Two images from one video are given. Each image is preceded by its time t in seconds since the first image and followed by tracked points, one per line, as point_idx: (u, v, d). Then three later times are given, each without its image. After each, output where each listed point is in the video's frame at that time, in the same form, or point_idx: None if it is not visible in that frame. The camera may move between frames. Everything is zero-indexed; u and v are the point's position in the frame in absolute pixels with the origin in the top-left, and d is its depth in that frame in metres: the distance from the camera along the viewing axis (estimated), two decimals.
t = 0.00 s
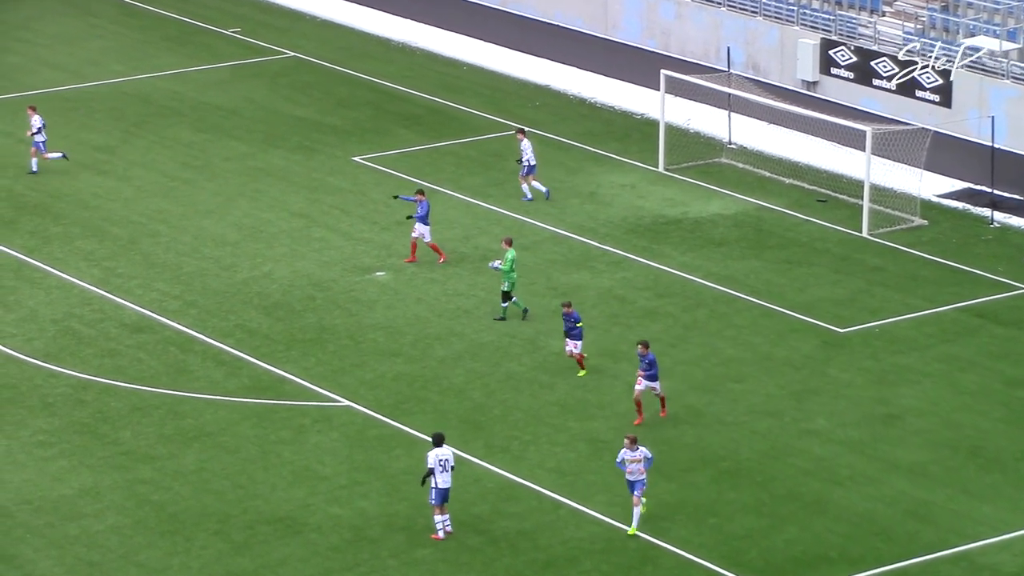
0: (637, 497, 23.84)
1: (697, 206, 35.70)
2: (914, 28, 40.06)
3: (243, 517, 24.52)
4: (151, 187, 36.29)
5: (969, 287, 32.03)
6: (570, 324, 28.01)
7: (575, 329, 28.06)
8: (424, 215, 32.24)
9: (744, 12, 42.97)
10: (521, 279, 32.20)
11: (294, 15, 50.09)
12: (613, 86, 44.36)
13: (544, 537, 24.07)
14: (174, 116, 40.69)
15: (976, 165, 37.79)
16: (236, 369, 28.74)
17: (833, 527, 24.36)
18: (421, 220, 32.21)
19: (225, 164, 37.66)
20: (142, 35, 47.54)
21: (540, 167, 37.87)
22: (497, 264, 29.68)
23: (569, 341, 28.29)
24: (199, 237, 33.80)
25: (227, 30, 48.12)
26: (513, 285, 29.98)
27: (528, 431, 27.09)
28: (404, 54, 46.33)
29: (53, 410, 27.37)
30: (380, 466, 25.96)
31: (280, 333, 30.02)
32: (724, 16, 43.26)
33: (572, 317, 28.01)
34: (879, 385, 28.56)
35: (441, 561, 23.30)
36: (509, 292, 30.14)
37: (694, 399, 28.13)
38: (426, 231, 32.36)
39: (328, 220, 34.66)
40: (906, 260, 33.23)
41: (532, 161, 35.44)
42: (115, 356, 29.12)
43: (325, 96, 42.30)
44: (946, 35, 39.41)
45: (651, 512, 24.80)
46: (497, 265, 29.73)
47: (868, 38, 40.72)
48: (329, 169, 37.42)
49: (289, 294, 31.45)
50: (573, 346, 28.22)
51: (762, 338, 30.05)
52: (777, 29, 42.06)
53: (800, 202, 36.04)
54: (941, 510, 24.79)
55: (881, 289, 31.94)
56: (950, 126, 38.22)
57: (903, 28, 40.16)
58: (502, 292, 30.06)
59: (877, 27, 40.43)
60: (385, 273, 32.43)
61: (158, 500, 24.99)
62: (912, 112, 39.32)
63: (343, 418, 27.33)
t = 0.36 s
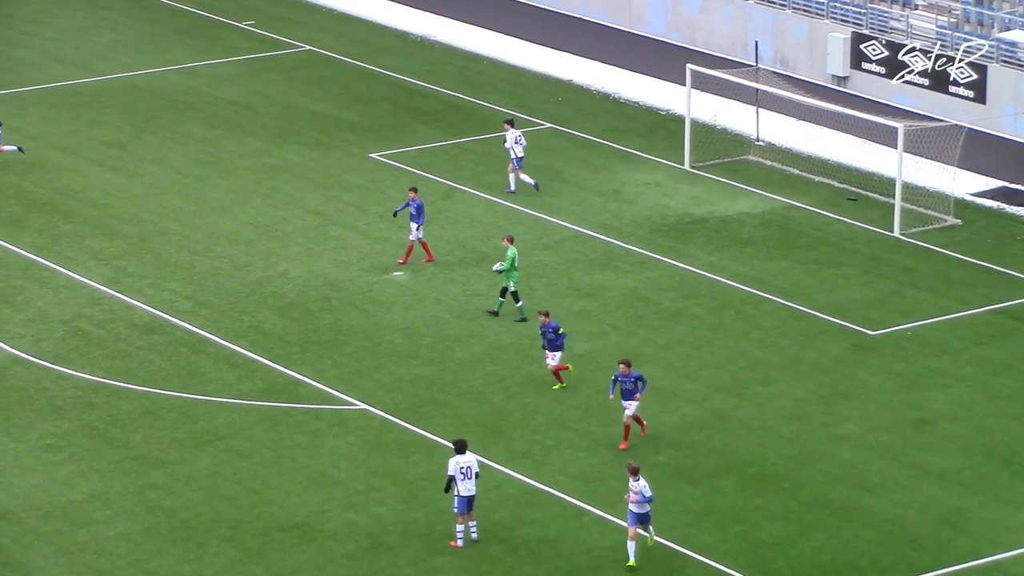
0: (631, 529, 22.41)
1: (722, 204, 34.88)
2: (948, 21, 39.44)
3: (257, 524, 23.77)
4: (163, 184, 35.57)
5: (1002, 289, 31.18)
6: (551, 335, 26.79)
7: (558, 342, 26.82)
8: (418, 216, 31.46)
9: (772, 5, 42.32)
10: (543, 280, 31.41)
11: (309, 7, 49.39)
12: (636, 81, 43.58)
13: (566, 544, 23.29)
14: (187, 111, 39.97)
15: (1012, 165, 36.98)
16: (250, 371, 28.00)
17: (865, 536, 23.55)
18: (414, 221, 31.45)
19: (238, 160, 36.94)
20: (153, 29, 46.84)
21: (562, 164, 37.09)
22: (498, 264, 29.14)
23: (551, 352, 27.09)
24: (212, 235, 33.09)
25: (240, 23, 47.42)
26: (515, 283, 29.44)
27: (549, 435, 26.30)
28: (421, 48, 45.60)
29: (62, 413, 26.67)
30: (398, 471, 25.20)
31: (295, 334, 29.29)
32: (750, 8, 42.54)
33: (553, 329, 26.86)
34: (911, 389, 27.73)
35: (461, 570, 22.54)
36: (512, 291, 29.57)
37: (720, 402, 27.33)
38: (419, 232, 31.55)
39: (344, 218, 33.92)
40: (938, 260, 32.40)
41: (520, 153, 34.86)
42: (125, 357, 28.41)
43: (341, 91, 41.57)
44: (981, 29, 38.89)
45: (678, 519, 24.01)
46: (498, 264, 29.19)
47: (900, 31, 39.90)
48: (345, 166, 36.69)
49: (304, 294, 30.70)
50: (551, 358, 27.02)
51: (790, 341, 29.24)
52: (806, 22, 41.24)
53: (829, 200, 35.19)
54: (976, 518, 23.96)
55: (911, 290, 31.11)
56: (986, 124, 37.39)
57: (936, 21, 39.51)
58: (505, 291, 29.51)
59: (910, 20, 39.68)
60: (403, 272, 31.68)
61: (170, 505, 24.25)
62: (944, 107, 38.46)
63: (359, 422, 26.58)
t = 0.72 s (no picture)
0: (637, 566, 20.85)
1: (744, 203, 34.08)
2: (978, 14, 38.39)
3: (265, 531, 23.03)
4: (171, 181, 34.87)
5: None
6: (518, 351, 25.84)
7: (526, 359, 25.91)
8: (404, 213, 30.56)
9: None
10: (560, 280, 30.64)
11: None
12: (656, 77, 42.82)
13: (584, 553, 22.51)
14: (195, 106, 39.27)
15: None
16: (258, 375, 27.27)
17: (892, 545, 22.73)
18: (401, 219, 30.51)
19: (248, 157, 36.23)
20: (159, 21, 46.16)
21: (579, 162, 36.31)
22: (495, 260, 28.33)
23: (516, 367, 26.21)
24: (220, 235, 32.37)
25: (251, 16, 46.73)
26: (509, 280, 28.62)
27: (566, 440, 25.52)
28: (435, 41, 44.87)
29: (65, 417, 25.96)
30: (410, 477, 24.44)
31: (305, 336, 28.55)
32: (774, 3, 42.36)
33: (522, 346, 25.86)
34: (939, 393, 26.90)
35: None
36: (503, 287, 28.77)
37: (742, 406, 26.52)
38: (406, 230, 30.68)
39: (356, 217, 33.18)
40: (965, 261, 31.56)
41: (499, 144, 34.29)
42: (130, 360, 27.69)
43: (354, 86, 40.84)
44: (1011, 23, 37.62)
45: (698, 527, 23.22)
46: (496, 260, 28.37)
47: (928, 25, 39.14)
48: (357, 163, 35.95)
49: (315, 295, 29.96)
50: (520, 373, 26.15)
51: (813, 344, 28.43)
52: (831, 15, 40.93)
53: (855, 199, 34.36)
54: (1006, 526, 23.13)
55: (938, 291, 30.28)
56: (1015, 121, 37.21)
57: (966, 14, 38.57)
58: (496, 286, 28.71)
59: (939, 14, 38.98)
60: (416, 273, 30.92)
61: (177, 512, 23.51)
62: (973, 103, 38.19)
63: (371, 426, 25.83)
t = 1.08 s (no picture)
0: None
1: (773, 202, 33.26)
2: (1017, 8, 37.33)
3: (280, 538, 22.28)
4: (183, 178, 34.16)
5: None
6: (487, 362, 24.63)
7: (494, 369, 24.71)
8: (394, 212, 29.76)
9: None
10: (584, 280, 29.86)
11: None
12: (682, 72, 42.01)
13: (608, 561, 21.73)
14: (209, 101, 38.57)
15: None
16: (273, 377, 26.53)
17: (927, 555, 21.91)
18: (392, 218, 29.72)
19: (263, 153, 35.50)
20: (171, 13, 45.48)
21: (603, 159, 35.52)
22: (496, 258, 27.59)
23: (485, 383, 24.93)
24: (234, 233, 31.65)
25: (266, 7, 46.05)
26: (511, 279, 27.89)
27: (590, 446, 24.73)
28: (455, 35, 44.15)
29: (74, 420, 25.25)
30: (429, 483, 23.67)
31: (321, 337, 27.82)
32: None
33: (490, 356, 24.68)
34: (974, 398, 26.06)
35: None
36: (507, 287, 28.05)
37: (772, 411, 25.71)
38: (396, 229, 29.85)
39: (373, 216, 32.45)
40: (999, 261, 30.70)
41: (480, 133, 33.98)
42: (141, 361, 26.96)
43: (371, 80, 40.10)
44: None
45: (727, 535, 22.41)
46: (496, 258, 27.65)
47: (963, 19, 38.04)
48: (375, 160, 35.21)
49: (330, 295, 29.23)
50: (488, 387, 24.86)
51: (844, 347, 27.61)
52: (864, 8, 40.17)
53: (889, 198, 33.52)
54: None
55: (972, 293, 29.43)
56: None
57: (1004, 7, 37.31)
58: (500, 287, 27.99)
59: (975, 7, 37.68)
60: (435, 272, 30.17)
61: (188, 518, 22.77)
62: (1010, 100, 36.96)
63: (389, 431, 25.06)
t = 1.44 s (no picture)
0: None
1: (802, 201, 32.48)
2: None
3: (295, 546, 21.58)
4: (195, 175, 33.49)
5: None
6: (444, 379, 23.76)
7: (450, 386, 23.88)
8: (384, 214, 28.99)
9: None
10: (607, 281, 29.12)
11: None
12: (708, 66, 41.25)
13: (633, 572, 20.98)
14: (222, 95, 37.91)
15: None
16: (287, 381, 25.83)
17: (962, 566, 21.13)
18: (381, 220, 28.96)
19: (278, 149, 34.82)
20: (184, 5, 44.83)
21: (628, 156, 34.77)
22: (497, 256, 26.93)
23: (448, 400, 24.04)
24: (248, 231, 30.96)
25: None
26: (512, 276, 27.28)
27: (613, 452, 23.98)
28: (474, 28, 43.44)
29: (84, 424, 24.59)
30: (448, 490, 22.95)
31: (337, 339, 27.13)
32: None
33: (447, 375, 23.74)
34: (1010, 403, 25.25)
35: None
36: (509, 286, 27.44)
37: (801, 416, 24.94)
38: (386, 229, 29.13)
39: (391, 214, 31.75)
40: None
41: (452, 124, 33.66)
42: (152, 364, 26.29)
43: (389, 75, 39.40)
44: None
45: (755, 545, 21.65)
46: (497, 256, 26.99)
47: (998, 12, 37.19)
48: (394, 156, 34.51)
49: (346, 296, 28.53)
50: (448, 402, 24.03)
51: (876, 350, 26.83)
52: None
53: (921, 197, 32.71)
54: None
55: (1007, 295, 28.61)
56: None
57: None
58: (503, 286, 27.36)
59: None
60: (455, 272, 29.45)
61: (200, 526, 22.07)
62: None
63: (408, 436, 24.34)
